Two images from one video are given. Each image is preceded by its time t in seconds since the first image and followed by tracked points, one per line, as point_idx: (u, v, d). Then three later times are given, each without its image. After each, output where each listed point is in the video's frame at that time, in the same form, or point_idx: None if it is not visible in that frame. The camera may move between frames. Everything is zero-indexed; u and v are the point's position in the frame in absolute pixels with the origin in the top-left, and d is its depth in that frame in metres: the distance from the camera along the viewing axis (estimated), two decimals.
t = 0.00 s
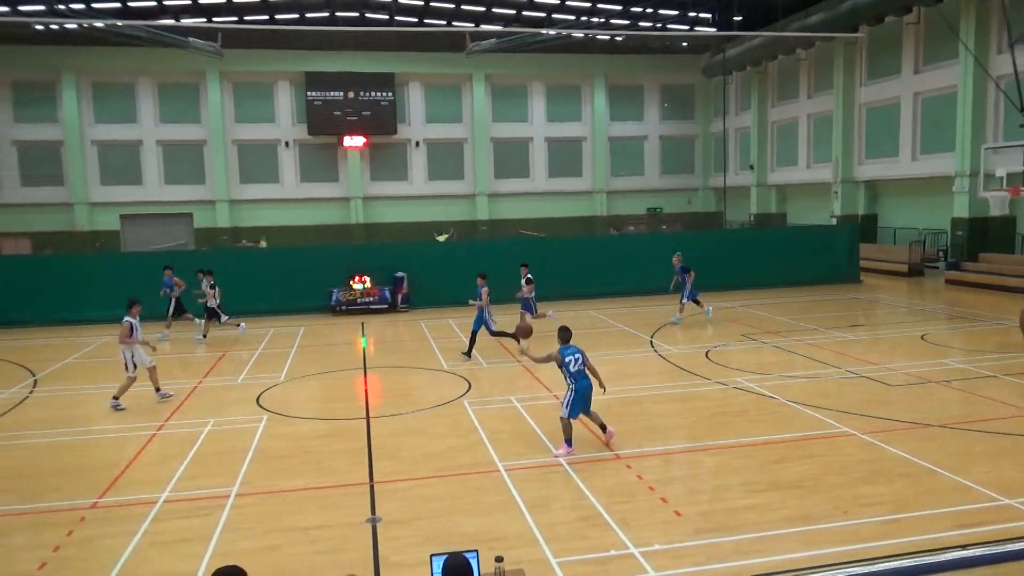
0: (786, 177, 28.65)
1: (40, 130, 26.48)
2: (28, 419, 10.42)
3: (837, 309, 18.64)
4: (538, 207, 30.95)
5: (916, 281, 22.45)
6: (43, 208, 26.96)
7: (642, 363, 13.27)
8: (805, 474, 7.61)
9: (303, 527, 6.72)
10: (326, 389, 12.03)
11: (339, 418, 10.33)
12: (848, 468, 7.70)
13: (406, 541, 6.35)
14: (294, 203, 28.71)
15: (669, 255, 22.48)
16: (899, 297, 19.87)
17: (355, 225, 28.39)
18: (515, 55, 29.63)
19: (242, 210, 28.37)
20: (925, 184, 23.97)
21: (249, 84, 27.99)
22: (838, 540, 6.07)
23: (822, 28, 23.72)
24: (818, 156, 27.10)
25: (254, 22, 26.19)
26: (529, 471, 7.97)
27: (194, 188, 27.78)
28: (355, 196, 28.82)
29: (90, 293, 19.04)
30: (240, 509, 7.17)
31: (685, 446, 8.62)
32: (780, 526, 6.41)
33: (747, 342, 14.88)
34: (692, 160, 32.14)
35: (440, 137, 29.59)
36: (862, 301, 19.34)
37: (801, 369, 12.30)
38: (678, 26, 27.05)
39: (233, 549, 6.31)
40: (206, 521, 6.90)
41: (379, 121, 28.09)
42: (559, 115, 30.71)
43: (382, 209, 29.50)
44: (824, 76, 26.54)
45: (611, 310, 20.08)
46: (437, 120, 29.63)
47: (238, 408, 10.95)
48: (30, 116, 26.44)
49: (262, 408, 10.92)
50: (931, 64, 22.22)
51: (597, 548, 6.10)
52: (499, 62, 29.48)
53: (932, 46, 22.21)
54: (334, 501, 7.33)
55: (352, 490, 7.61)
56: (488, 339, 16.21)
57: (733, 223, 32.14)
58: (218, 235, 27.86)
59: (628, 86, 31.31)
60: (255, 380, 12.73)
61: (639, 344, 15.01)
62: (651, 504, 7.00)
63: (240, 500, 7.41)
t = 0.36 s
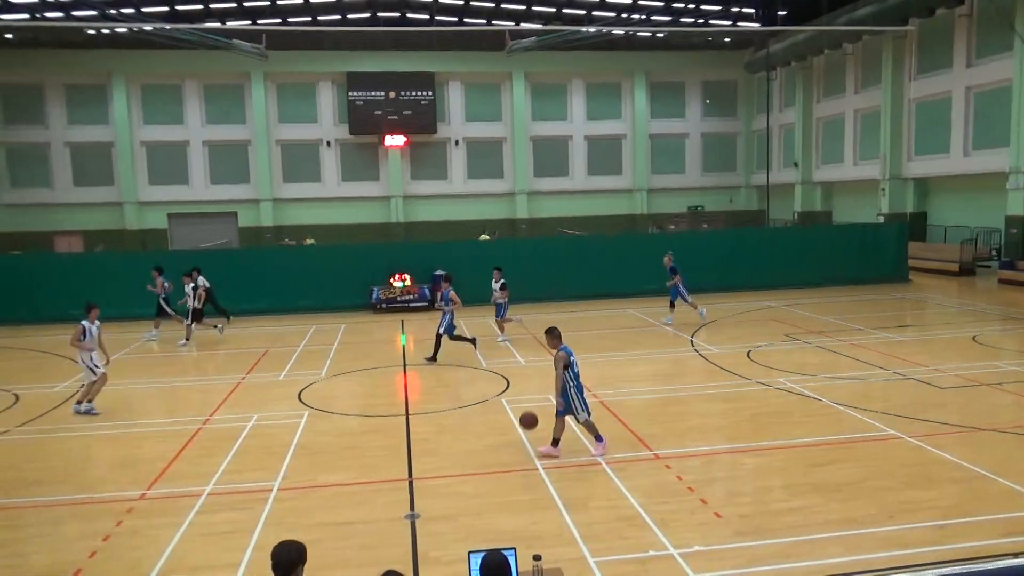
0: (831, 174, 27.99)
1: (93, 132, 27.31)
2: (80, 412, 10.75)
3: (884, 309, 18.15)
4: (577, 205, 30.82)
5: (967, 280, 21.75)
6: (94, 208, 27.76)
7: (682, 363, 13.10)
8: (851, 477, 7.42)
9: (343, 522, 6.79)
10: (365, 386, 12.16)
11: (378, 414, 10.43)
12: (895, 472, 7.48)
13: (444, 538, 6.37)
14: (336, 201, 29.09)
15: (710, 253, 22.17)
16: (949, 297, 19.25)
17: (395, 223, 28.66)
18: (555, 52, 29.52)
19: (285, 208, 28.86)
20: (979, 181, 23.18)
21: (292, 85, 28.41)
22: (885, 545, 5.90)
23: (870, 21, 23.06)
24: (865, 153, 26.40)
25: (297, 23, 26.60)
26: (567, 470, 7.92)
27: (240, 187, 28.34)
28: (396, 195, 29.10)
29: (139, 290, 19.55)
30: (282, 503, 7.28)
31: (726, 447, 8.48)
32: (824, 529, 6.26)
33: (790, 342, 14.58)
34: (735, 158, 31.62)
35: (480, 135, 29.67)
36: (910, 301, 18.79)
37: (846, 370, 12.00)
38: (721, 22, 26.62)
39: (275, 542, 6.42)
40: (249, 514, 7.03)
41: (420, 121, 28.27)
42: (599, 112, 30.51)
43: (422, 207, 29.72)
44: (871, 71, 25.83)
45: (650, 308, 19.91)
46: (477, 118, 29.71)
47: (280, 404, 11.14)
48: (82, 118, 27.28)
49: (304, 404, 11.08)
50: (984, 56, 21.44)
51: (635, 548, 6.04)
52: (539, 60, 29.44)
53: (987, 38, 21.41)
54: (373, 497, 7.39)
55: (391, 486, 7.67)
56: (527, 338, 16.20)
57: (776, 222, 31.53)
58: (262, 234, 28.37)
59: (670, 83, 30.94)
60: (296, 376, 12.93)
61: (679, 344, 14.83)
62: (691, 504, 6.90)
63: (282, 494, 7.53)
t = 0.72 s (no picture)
0: (881, 170, 27.22)
1: (144, 133, 28.08)
2: (130, 405, 11.07)
3: (937, 309, 17.57)
4: (618, 203, 30.57)
5: None
6: (145, 207, 28.55)
7: (725, 362, 12.89)
8: (900, 481, 7.19)
9: (383, 517, 6.84)
10: (406, 382, 12.25)
11: (419, 411, 10.50)
12: (947, 477, 7.22)
13: (483, 535, 6.37)
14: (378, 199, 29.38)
15: (754, 252, 21.77)
16: (1007, 297, 18.54)
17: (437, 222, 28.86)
18: (597, 49, 29.34)
19: (328, 207, 29.21)
20: None
21: (336, 85, 28.81)
22: (936, 552, 5.70)
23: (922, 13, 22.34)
24: (917, 148, 25.61)
25: (341, 24, 26.96)
26: (608, 469, 7.84)
27: (285, 186, 28.83)
28: (438, 193, 29.29)
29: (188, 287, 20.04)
30: (324, 497, 7.38)
31: (771, 448, 8.30)
32: (873, 534, 6.08)
33: (837, 342, 14.22)
34: (781, 154, 31.00)
35: (522, 134, 29.65)
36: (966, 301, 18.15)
37: (896, 371, 11.64)
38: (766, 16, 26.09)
39: (318, 535, 6.50)
40: (293, 508, 7.14)
41: (461, 120, 28.37)
42: (641, 109, 30.23)
43: (463, 205, 29.82)
44: (924, 64, 25.03)
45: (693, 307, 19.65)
46: (519, 116, 29.70)
47: (323, 399, 11.30)
48: (134, 119, 28.07)
49: (347, 400, 11.22)
50: None
51: (677, 549, 5.95)
52: (580, 57, 29.30)
53: None
54: (413, 493, 7.43)
55: (431, 482, 7.70)
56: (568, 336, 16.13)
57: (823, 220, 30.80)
58: (305, 232, 28.83)
59: (714, 79, 30.48)
60: (339, 372, 13.11)
61: (721, 343, 14.59)
62: (733, 506, 6.77)
63: (325, 488, 7.63)
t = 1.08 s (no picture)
0: (932, 167, 26.39)
1: (191, 133, 28.74)
2: (177, 400, 11.34)
3: (991, 309, 16.96)
4: (658, 201, 30.22)
5: None
6: (191, 207, 29.22)
7: (767, 362, 12.65)
8: (950, 486, 6.96)
9: (421, 513, 6.88)
10: (445, 380, 12.30)
11: (458, 408, 10.53)
12: (1000, 482, 6.96)
13: (520, 533, 6.36)
14: (419, 198, 29.60)
15: (798, 250, 21.33)
16: None
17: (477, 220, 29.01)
18: (638, 46, 29.06)
19: (369, 205, 29.52)
20: None
21: (378, 85, 29.09)
22: (989, 560, 5.49)
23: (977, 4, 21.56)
24: (969, 144, 24.75)
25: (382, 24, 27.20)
26: (647, 469, 7.76)
27: (327, 185, 29.22)
28: (477, 191, 29.37)
29: (233, 284, 20.48)
30: (364, 492, 7.45)
31: (815, 450, 8.11)
32: (921, 539, 5.89)
33: (884, 343, 13.85)
34: (826, 151, 30.31)
35: (562, 132, 29.55)
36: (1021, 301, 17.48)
37: (946, 373, 11.28)
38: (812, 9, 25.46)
39: (357, 530, 6.56)
40: (333, 502, 7.22)
41: (502, 118, 28.41)
42: (682, 106, 29.86)
43: (502, 204, 29.84)
44: (977, 57, 24.17)
45: (735, 306, 19.33)
46: (559, 114, 29.59)
47: (363, 396, 11.42)
48: (182, 120, 28.76)
49: (386, 397, 11.31)
50: None
51: (716, 550, 5.86)
52: (621, 54, 29.06)
53: None
54: (451, 490, 7.46)
55: (469, 479, 7.72)
56: (607, 335, 16.01)
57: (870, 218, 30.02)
58: (347, 230, 29.20)
59: (758, 75, 29.94)
60: (378, 369, 13.24)
61: (764, 342, 14.33)
62: (775, 508, 6.63)
63: (364, 484, 7.70)
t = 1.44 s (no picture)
0: (984, 163, 25.50)
1: (235, 133, 29.33)
2: (220, 395, 11.59)
3: None
4: (699, 199, 29.82)
5: None
6: (235, 205, 29.80)
7: (810, 363, 12.39)
8: (1002, 492, 6.71)
9: (458, 510, 6.90)
10: (483, 377, 12.32)
11: (495, 406, 10.54)
12: None
13: (557, 531, 6.33)
14: (458, 197, 29.72)
15: (842, 249, 20.84)
16: None
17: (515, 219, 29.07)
18: (678, 42, 28.72)
19: (408, 203, 29.75)
20: None
21: (418, 84, 29.28)
22: None
23: None
24: None
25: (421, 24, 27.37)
26: (686, 470, 7.65)
27: (367, 183, 29.54)
28: (516, 189, 29.33)
29: (276, 282, 20.84)
30: (402, 488, 7.50)
31: (859, 453, 7.91)
32: (971, 546, 5.70)
33: (932, 344, 13.44)
34: (872, 147, 29.57)
35: (600, 129, 29.39)
36: None
37: (999, 375, 10.89)
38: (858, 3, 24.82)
39: (395, 525, 6.61)
40: (371, 498, 7.29)
41: (540, 116, 28.40)
42: (723, 102, 29.44)
43: (540, 202, 29.79)
44: None
45: (777, 306, 18.96)
46: (597, 112, 29.42)
47: (402, 393, 11.51)
48: (226, 120, 29.38)
49: (424, 394, 11.38)
50: None
51: (756, 552, 5.75)
52: (661, 51, 28.76)
53: None
54: (489, 487, 7.47)
55: (506, 477, 7.71)
56: (646, 334, 15.87)
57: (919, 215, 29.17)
58: (386, 229, 29.49)
59: (801, 70, 29.37)
60: (417, 366, 13.33)
61: (807, 343, 14.03)
62: (817, 511, 6.48)
63: (403, 480, 7.76)
